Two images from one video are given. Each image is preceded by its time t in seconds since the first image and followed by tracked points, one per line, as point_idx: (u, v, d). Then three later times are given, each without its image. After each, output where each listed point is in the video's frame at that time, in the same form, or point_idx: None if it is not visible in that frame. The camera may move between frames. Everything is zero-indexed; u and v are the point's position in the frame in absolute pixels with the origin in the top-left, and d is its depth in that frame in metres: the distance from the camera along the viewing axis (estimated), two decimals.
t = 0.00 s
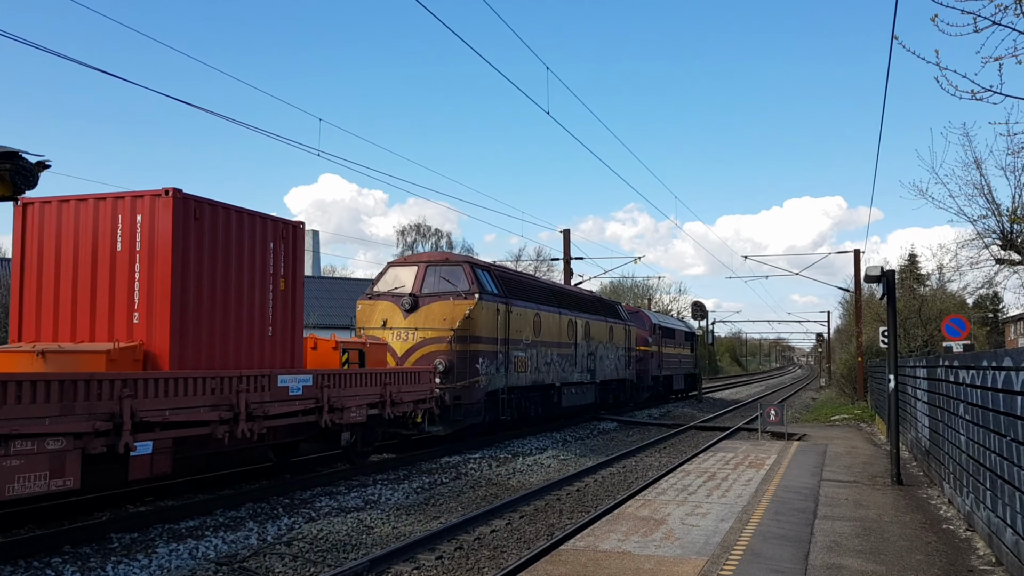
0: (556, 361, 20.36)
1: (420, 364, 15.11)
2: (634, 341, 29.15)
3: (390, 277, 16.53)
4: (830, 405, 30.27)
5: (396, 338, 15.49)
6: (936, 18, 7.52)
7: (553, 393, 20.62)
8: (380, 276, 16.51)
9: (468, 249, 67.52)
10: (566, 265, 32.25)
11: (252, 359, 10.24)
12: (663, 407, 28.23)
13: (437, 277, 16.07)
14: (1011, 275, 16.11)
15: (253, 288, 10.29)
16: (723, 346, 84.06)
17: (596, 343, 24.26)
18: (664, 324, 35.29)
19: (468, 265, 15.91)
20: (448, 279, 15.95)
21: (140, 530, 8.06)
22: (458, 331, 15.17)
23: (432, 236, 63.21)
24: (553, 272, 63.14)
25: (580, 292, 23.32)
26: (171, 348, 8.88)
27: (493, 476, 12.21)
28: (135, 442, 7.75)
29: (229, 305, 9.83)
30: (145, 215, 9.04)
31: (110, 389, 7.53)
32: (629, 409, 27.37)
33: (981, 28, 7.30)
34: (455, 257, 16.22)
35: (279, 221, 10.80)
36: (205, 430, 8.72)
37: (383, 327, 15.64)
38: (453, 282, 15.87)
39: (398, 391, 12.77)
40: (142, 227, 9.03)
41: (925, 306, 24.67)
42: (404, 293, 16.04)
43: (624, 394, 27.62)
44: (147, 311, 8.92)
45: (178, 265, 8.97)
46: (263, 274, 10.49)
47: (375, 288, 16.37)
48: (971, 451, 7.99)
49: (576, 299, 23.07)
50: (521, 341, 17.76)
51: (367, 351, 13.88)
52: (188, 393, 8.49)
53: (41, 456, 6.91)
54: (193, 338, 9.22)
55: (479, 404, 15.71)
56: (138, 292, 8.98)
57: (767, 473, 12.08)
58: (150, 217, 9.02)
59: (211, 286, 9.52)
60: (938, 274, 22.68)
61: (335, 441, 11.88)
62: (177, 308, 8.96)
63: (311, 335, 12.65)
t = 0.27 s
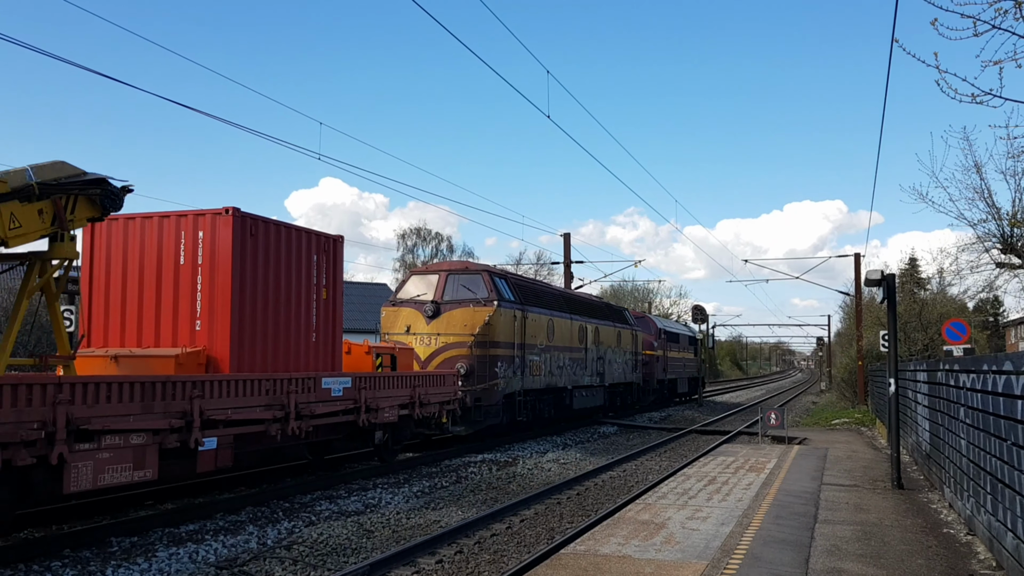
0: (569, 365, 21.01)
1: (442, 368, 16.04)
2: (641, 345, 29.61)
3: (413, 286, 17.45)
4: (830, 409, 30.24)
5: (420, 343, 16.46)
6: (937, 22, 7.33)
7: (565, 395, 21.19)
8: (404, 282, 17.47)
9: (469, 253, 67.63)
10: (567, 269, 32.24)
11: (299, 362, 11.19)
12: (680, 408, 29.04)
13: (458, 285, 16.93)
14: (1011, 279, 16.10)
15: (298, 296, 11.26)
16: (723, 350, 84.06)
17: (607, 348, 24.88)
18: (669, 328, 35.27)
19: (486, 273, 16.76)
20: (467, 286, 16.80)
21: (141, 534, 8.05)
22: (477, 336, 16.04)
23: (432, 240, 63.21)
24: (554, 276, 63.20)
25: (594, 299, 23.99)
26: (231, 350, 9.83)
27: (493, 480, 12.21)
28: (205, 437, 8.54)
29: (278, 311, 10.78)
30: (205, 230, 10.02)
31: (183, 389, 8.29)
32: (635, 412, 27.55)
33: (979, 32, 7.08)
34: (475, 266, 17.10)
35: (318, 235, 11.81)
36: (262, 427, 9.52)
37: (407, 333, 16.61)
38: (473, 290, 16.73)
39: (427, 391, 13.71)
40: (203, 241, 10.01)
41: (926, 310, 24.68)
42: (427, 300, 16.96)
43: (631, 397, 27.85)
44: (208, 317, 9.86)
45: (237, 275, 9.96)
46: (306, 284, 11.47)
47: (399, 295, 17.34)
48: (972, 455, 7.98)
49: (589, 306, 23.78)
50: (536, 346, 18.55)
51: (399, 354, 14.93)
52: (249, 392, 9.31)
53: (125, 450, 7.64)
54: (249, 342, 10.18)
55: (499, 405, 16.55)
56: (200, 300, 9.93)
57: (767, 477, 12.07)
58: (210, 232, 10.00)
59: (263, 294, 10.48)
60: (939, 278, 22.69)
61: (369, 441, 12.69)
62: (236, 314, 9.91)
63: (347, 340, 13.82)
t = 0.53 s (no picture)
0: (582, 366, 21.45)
1: (463, 369, 16.63)
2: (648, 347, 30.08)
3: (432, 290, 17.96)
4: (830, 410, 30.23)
5: (440, 345, 17.00)
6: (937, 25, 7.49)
7: (578, 395, 21.55)
8: (425, 287, 18.03)
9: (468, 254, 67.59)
10: (567, 270, 32.25)
11: (336, 362, 12.22)
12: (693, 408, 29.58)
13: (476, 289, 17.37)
14: (1010, 280, 16.12)
15: (337, 301, 12.34)
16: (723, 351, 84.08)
17: (617, 350, 25.32)
18: (673, 330, 35.29)
19: (503, 278, 17.24)
20: (485, 291, 17.25)
21: (141, 535, 8.06)
22: (495, 339, 16.55)
23: (432, 241, 63.23)
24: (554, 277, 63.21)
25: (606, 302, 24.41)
26: (281, 351, 10.93)
27: (493, 481, 12.23)
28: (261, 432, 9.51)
29: (320, 316, 11.87)
30: (258, 242, 11.14)
31: (242, 387, 9.26)
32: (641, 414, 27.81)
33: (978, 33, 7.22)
34: (492, 271, 17.55)
35: (354, 245, 12.86)
36: (308, 423, 10.48)
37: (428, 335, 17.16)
38: (490, 294, 17.21)
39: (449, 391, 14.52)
40: (257, 252, 11.13)
41: (925, 311, 24.71)
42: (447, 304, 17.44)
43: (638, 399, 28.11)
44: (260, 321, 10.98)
45: (286, 283, 11.07)
46: (344, 290, 12.55)
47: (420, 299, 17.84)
48: (972, 456, 8.00)
49: (600, 309, 24.24)
50: (550, 347, 19.04)
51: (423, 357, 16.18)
52: (297, 391, 10.29)
53: (195, 442, 8.58)
54: (296, 343, 11.28)
55: (517, 405, 17.32)
56: (253, 306, 11.06)
57: (767, 479, 12.08)
58: (262, 244, 11.13)
59: (309, 301, 11.58)
60: (939, 279, 22.71)
61: (397, 436, 13.62)
62: (285, 318, 11.01)
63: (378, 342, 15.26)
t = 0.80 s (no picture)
0: (591, 368, 22.12)
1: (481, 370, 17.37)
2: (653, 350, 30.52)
3: (452, 295, 18.84)
4: (830, 411, 30.27)
5: (459, 348, 17.77)
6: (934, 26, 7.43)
7: (587, 396, 22.16)
8: (444, 293, 18.98)
9: (468, 255, 67.64)
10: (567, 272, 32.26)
11: (372, 365, 13.02)
12: (696, 407, 30.00)
13: (493, 295, 18.23)
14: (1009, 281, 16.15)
15: (373, 308, 13.08)
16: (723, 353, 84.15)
17: (624, 351, 26.02)
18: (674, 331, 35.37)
19: (519, 284, 18.07)
20: (502, 296, 18.12)
21: (140, 537, 8.05)
22: (511, 340, 17.33)
23: (432, 242, 63.22)
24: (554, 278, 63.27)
25: (614, 308, 25.17)
26: (325, 355, 11.72)
27: (493, 483, 12.23)
28: (310, 428, 10.39)
29: (359, 322, 12.62)
30: (304, 254, 11.94)
31: (292, 388, 10.10)
32: (642, 414, 28.07)
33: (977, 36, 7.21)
34: (508, 277, 18.45)
35: (388, 255, 13.56)
36: (348, 420, 11.32)
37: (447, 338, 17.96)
38: (507, 299, 18.04)
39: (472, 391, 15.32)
40: (302, 263, 11.92)
41: (925, 312, 24.73)
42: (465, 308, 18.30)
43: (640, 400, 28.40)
44: (306, 327, 11.76)
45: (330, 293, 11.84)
46: (379, 298, 13.26)
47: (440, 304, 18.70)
48: (971, 458, 8.01)
49: (608, 314, 24.95)
50: (562, 350, 19.76)
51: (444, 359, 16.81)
52: (340, 391, 11.15)
53: (254, 436, 9.49)
54: (338, 348, 12.04)
55: (533, 404, 18.10)
56: (298, 313, 11.87)
57: (767, 480, 12.09)
58: (308, 256, 11.91)
59: (349, 308, 12.33)
60: (938, 281, 22.73)
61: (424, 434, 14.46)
62: (328, 325, 11.80)
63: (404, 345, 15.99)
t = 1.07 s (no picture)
0: (598, 368, 22.72)
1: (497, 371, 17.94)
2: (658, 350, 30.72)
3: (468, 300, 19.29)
4: (829, 412, 30.30)
5: (476, 350, 18.31)
6: (930, 27, 6.90)
7: (594, 395, 22.78)
8: (457, 297, 19.34)
9: (467, 257, 67.67)
10: (565, 273, 32.27)
11: (403, 366, 14.01)
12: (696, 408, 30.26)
13: (508, 300, 18.67)
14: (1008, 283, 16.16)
15: (402, 313, 14.11)
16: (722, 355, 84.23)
17: (629, 354, 26.60)
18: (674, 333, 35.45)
19: (532, 290, 18.53)
20: (516, 301, 18.58)
21: (139, 538, 8.06)
22: (526, 345, 17.91)
23: (430, 244, 63.23)
24: (552, 281, 63.30)
25: (620, 310, 25.67)
26: (360, 357, 12.76)
27: (491, 484, 12.24)
28: (349, 425, 11.54)
29: (389, 326, 13.66)
30: (341, 264, 12.96)
31: (335, 388, 11.28)
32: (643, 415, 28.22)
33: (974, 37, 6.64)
34: (522, 282, 18.89)
35: (414, 263, 14.55)
36: (382, 417, 12.45)
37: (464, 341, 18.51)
38: (521, 305, 18.49)
39: (490, 394, 16.22)
40: (338, 272, 12.93)
41: (924, 314, 24.75)
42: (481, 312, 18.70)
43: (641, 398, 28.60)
44: (344, 332, 12.78)
45: (365, 299, 12.87)
46: (406, 303, 14.30)
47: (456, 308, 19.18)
48: (970, 459, 8.02)
49: (611, 315, 25.39)
50: (572, 352, 20.30)
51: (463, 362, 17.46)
52: (374, 391, 12.29)
53: (302, 432, 10.68)
54: (372, 350, 13.05)
55: (547, 402, 18.84)
56: (336, 318, 12.87)
57: (765, 481, 12.10)
58: (345, 266, 12.92)
59: (382, 314, 13.35)
60: (937, 282, 22.74)
61: (446, 431, 15.51)
62: (363, 330, 12.83)
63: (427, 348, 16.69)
